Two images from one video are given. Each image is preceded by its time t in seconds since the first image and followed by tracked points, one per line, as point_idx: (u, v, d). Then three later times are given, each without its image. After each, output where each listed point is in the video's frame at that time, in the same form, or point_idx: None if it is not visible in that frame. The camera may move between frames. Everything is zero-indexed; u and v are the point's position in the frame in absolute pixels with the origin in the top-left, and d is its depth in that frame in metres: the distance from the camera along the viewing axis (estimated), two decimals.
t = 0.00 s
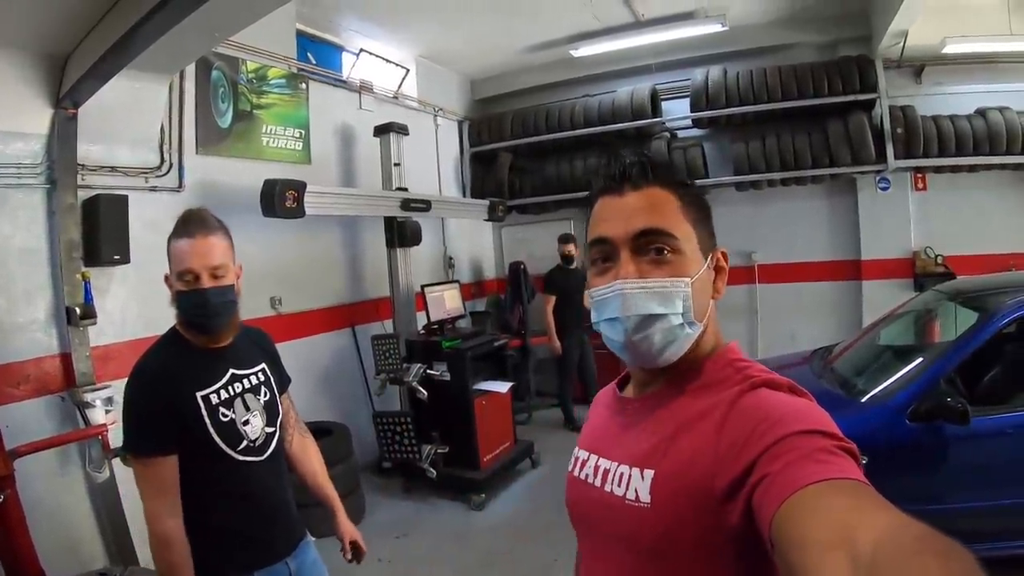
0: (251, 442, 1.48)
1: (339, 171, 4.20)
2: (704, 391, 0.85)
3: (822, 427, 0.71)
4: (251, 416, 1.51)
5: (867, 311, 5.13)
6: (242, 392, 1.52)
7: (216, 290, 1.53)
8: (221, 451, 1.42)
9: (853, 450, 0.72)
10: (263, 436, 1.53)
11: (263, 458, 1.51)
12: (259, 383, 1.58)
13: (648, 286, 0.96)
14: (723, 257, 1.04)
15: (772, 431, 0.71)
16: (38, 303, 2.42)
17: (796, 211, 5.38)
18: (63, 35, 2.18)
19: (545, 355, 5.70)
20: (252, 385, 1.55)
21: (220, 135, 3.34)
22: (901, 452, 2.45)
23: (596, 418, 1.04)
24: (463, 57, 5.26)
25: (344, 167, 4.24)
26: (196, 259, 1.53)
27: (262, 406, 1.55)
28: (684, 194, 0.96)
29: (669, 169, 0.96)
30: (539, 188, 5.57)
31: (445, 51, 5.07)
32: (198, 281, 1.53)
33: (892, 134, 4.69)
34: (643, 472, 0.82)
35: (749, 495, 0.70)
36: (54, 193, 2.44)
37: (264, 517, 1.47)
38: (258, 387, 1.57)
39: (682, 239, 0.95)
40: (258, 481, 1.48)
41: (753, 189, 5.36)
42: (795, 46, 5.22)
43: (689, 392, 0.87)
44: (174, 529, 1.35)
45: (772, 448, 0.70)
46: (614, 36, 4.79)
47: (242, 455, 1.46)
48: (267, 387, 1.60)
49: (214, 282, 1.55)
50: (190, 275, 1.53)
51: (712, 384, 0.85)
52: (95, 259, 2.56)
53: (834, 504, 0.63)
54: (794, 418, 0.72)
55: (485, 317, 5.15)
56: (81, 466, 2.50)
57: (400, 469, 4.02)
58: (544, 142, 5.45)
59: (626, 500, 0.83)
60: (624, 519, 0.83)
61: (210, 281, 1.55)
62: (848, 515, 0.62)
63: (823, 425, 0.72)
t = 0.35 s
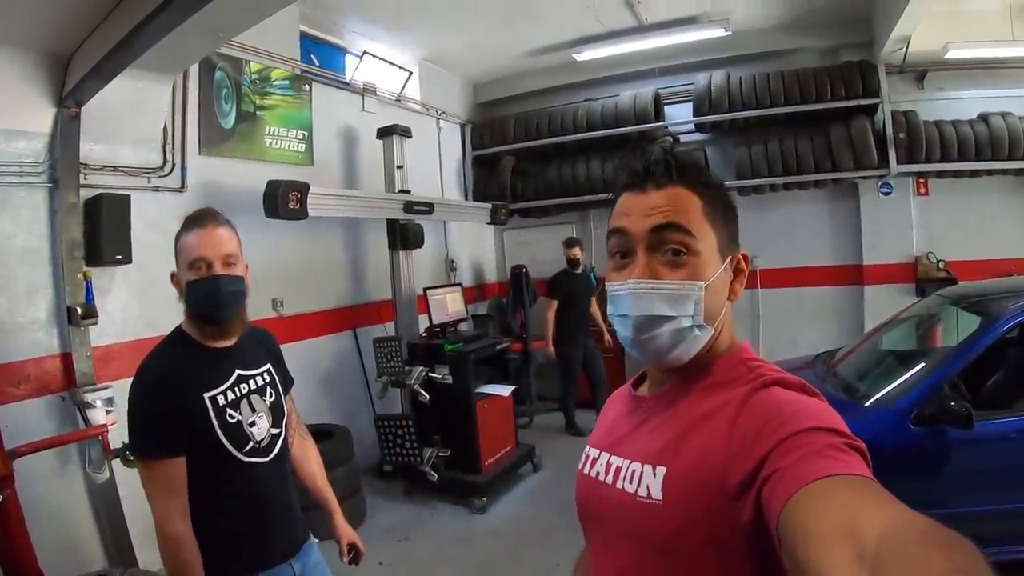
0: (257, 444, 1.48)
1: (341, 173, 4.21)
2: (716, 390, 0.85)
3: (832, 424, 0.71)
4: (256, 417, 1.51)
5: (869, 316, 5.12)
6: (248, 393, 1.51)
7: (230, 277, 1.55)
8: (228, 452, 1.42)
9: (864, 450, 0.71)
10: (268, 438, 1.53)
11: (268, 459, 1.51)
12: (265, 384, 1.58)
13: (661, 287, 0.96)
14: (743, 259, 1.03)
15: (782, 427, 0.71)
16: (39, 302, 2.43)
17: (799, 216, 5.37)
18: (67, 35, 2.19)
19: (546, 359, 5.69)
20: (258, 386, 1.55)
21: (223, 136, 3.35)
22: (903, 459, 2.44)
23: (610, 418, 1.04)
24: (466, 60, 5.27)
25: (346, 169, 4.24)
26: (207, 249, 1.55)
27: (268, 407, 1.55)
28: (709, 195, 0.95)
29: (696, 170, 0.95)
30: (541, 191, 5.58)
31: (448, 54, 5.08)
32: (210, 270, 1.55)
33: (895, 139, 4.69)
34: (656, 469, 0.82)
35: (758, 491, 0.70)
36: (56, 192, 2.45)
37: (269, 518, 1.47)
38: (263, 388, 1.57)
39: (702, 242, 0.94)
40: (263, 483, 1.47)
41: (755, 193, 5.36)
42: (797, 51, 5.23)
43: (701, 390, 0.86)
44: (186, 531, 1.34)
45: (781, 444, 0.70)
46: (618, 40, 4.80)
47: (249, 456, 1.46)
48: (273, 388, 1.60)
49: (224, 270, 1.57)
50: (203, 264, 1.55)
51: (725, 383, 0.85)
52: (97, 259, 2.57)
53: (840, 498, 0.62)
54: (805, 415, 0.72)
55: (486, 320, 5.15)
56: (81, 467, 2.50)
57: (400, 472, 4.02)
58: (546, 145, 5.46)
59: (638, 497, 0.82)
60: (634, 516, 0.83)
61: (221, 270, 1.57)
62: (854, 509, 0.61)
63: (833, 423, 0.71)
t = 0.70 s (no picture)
0: (261, 439, 1.49)
1: (343, 172, 4.21)
2: (725, 386, 0.84)
3: (842, 420, 0.71)
4: (260, 412, 1.51)
5: (871, 319, 5.11)
6: (252, 388, 1.52)
7: (245, 270, 1.57)
8: (232, 448, 1.43)
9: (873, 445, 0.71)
10: (272, 433, 1.53)
11: (272, 455, 1.51)
12: (268, 379, 1.59)
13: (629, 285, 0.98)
14: (739, 254, 0.96)
15: (792, 423, 0.71)
16: (40, 300, 2.43)
17: (800, 218, 5.37)
18: (70, 32, 2.19)
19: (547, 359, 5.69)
20: (262, 381, 1.56)
21: (225, 134, 3.35)
22: (904, 462, 2.43)
23: (617, 416, 1.04)
24: (468, 60, 5.28)
25: (348, 168, 4.24)
26: (215, 240, 1.55)
27: (272, 402, 1.56)
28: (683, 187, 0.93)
29: (670, 162, 0.95)
30: (543, 192, 5.58)
31: (450, 54, 5.09)
32: (224, 261, 1.56)
33: (897, 142, 4.68)
34: (666, 466, 0.82)
35: (769, 487, 0.70)
36: (58, 189, 2.45)
37: (272, 515, 1.47)
38: (267, 383, 1.57)
39: (666, 241, 0.93)
40: (266, 478, 1.48)
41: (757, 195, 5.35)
42: (799, 53, 5.22)
43: (709, 387, 0.86)
44: (190, 527, 1.34)
45: (791, 440, 0.70)
46: (620, 42, 4.80)
47: (253, 451, 1.47)
48: (276, 384, 1.60)
49: (236, 262, 1.58)
50: (216, 255, 1.55)
51: (734, 379, 0.85)
52: (99, 257, 2.57)
53: (851, 493, 0.62)
54: (814, 410, 0.72)
55: (487, 320, 5.15)
56: (81, 465, 2.50)
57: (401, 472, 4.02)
58: (548, 146, 5.46)
59: (647, 495, 0.83)
60: (643, 514, 0.83)
61: (235, 262, 1.58)
62: (864, 504, 0.61)
63: (844, 419, 0.71)
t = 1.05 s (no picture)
0: (267, 440, 1.49)
1: (347, 172, 4.22)
2: (730, 391, 0.84)
3: (845, 423, 0.70)
4: (266, 413, 1.52)
5: (873, 320, 5.10)
6: (258, 389, 1.52)
7: (251, 274, 1.57)
8: (237, 449, 1.43)
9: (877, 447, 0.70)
10: (278, 434, 1.53)
11: (278, 456, 1.51)
12: (274, 380, 1.59)
13: (611, 288, 1.01)
14: (714, 256, 0.92)
15: (794, 426, 0.71)
16: (43, 300, 2.44)
17: (803, 219, 5.36)
18: (74, 32, 2.21)
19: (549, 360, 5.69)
20: (267, 382, 1.56)
21: (228, 134, 3.36)
22: (907, 464, 2.43)
23: (625, 420, 1.04)
24: (471, 61, 5.29)
25: (351, 168, 4.25)
26: (218, 243, 1.55)
27: (277, 403, 1.56)
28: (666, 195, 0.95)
29: (660, 174, 0.98)
30: (545, 192, 5.57)
31: (453, 54, 5.09)
32: (230, 264, 1.56)
33: (900, 143, 4.67)
34: (672, 470, 0.83)
35: (772, 491, 0.70)
36: (60, 189, 2.46)
37: (278, 516, 1.47)
38: (273, 384, 1.58)
39: (637, 246, 0.96)
40: (272, 479, 1.48)
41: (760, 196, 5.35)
42: (802, 54, 5.22)
43: (714, 391, 0.86)
44: (196, 529, 1.34)
45: (792, 443, 0.70)
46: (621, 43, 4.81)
47: (259, 453, 1.47)
48: (282, 385, 1.60)
49: (240, 266, 1.57)
50: (223, 258, 1.55)
51: (738, 383, 0.84)
52: (102, 256, 2.58)
53: (852, 495, 0.62)
54: (816, 413, 0.71)
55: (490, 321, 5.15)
56: (84, 464, 2.51)
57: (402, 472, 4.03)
58: (550, 147, 5.46)
59: (654, 499, 0.83)
60: (649, 518, 0.83)
61: (240, 265, 1.58)
62: (866, 506, 0.61)
63: (847, 422, 0.71)
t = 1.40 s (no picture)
0: (270, 441, 1.50)
1: (350, 170, 4.22)
2: (735, 395, 0.84)
3: (850, 428, 0.69)
4: (270, 414, 1.52)
5: (876, 321, 5.09)
6: (261, 389, 1.52)
7: (255, 276, 1.57)
8: (240, 450, 1.43)
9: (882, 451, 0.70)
10: (281, 435, 1.54)
11: (281, 456, 1.52)
12: (277, 381, 1.59)
13: (620, 291, 1.01)
14: (725, 260, 0.93)
15: (799, 432, 0.70)
16: (45, 298, 2.45)
17: (806, 217, 5.35)
18: (76, 28, 2.21)
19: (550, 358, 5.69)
20: (271, 382, 1.56)
21: (231, 130, 3.36)
22: (910, 465, 2.43)
23: (631, 423, 1.04)
24: (474, 58, 5.28)
25: (354, 165, 4.25)
26: (220, 245, 1.54)
27: (281, 403, 1.56)
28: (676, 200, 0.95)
29: (670, 177, 0.97)
30: (547, 190, 5.57)
31: (456, 52, 5.09)
32: (234, 267, 1.56)
33: (904, 143, 4.65)
34: (677, 476, 0.82)
35: (776, 497, 0.69)
36: (63, 186, 2.46)
37: (281, 516, 1.47)
38: (276, 385, 1.57)
39: (648, 250, 0.96)
40: (275, 479, 1.48)
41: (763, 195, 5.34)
42: (806, 52, 5.20)
43: (719, 395, 0.86)
44: (200, 529, 1.35)
45: (797, 448, 0.69)
46: (624, 40, 4.80)
47: (262, 453, 1.47)
48: (285, 385, 1.60)
49: (244, 268, 1.57)
50: (226, 260, 1.55)
51: (742, 389, 0.84)
52: (104, 253, 2.59)
53: (857, 500, 0.61)
54: (821, 417, 0.71)
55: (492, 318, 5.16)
56: (86, 461, 2.52)
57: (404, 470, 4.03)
58: (554, 145, 5.46)
59: (659, 503, 0.83)
60: (656, 523, 0.83)
61: (244, 267, 1.58)
62: (872, 512, 0.60)
63: (851, 426, 0.70)
